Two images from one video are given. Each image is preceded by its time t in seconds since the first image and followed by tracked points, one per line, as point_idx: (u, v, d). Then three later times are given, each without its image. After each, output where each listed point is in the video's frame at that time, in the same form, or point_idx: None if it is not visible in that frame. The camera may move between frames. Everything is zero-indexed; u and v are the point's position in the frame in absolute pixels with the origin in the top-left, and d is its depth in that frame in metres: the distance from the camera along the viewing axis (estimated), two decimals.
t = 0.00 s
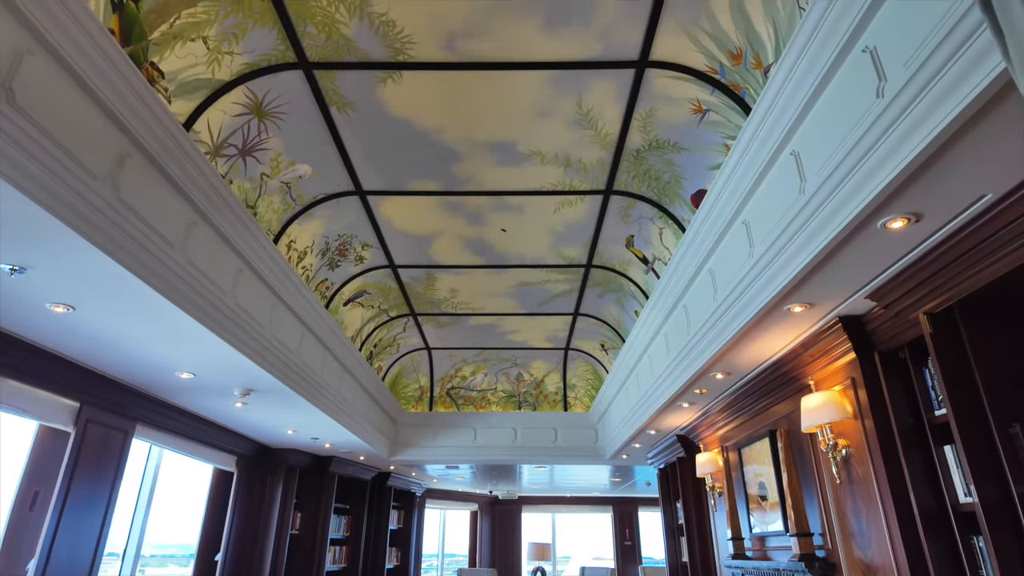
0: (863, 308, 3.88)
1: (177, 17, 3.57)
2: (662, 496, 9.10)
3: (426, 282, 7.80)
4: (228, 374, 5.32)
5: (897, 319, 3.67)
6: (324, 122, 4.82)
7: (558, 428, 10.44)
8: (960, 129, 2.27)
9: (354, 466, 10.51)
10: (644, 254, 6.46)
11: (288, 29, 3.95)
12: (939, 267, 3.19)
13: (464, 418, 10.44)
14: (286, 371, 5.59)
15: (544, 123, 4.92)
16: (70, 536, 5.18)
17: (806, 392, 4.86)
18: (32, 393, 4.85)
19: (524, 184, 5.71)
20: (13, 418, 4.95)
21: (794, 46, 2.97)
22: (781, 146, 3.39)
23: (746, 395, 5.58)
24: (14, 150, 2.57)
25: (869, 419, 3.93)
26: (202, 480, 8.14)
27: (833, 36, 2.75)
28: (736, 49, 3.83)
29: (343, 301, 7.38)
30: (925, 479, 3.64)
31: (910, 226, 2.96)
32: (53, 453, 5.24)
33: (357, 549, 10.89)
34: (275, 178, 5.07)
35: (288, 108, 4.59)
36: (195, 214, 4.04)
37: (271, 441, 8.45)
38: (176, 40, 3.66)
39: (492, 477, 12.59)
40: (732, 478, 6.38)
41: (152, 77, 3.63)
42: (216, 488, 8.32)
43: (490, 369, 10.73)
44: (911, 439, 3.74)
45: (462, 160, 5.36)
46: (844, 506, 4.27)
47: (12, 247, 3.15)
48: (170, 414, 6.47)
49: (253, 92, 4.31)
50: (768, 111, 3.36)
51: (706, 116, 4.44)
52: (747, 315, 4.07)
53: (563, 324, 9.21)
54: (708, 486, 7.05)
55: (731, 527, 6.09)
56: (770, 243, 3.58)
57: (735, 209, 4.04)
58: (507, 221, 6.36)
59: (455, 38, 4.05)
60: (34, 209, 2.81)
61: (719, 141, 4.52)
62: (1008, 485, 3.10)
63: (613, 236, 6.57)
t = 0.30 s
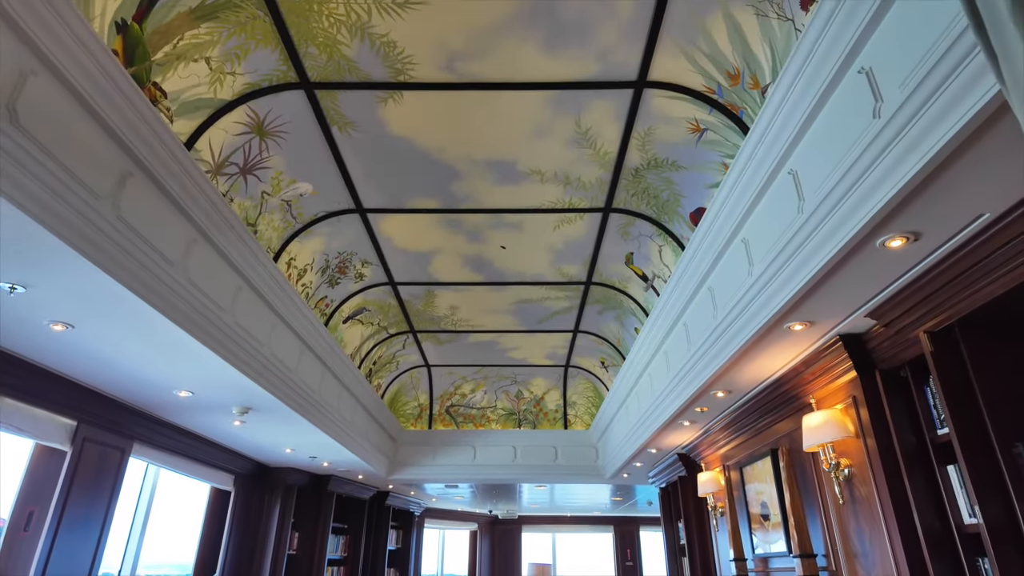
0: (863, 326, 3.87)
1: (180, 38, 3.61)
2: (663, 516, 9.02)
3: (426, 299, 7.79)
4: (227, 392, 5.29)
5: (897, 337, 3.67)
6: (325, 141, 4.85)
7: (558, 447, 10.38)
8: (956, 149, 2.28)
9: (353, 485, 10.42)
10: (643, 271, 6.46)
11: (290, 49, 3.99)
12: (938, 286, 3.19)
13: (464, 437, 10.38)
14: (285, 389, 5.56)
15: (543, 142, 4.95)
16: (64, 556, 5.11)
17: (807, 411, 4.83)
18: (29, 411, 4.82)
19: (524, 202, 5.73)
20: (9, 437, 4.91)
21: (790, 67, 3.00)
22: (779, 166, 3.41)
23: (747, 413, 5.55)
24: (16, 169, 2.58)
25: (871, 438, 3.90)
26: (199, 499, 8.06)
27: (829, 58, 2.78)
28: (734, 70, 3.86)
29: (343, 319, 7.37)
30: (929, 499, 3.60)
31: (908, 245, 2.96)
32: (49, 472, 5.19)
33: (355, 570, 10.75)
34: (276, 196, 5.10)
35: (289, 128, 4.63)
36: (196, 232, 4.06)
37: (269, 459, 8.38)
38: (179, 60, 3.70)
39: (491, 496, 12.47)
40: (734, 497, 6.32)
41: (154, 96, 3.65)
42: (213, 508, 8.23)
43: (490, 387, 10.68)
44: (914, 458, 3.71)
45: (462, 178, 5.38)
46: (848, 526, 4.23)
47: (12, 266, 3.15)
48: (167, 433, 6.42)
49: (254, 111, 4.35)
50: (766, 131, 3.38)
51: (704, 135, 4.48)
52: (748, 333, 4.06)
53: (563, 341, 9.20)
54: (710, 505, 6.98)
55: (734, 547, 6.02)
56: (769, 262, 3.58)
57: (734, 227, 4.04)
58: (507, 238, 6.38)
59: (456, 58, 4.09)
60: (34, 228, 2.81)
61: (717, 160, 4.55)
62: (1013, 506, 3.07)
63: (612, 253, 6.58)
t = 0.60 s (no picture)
0: (864, 347, 3.86)
1: (184, 62, 3.66)
2: (665, 538, 8.91)
3: (426, 319, 7.78)
4: (224, 413, 5.26)
5: (897, 358, 3.65)
6: (326, 162, 4.89)
7: (559, 468, 10.29)
8: (953, 172, 2.30)
9: (351, 507, 10.30)
10: (643, 291, 6.47)
11: (292, 73, 4.04)
12: (938, 307, 3.18)
13: (463, 458, 10.29)
14: (282, 411, 5.53)
15: (543, 163, 4.99)
16: None
17: (809, 432, 4.80)
18: (25, 433, 4.78)
19: (523, 222, 5.75)
20: (4, 458, 4.87)
21: (786, 90, 3.03)
22: (777, 188, 3.43)
23: (749, 434, 5.51)
24: (16, 191, 2.60)
25: (874, 460, 3.87)
26: (195, 522, 7.95)
27: (824, 83, 2.82)
28: (730, 93, 3.90)
29: (342, 338, 7.36)
30: (934, 523, 3.56)
31: (907, 266, 2.97)
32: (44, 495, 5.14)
33: None
34: (277, 217, 5.12)
35: (290, 149, 4.66)
36: (196, 253, 4.07)
37: (266, 481, 8.30)
38: (183, 84, 3.74)
39: (491, 518, 12.32)
40: (736, 520, 6.25)
41: (157, 119, 3.69)
42: (210, 531, 8.12)
43: (490, 407, 10.61)
44: (917, 481, 3.67)
45: (462, 199, 5.41)
46: (852, 550, 4.17)
47: (12, 287, 3.15)
48: (164, 454, 6.36)
49: (256, 133, 4.39)
50: (764, 153, 3.41)
51: (702, 157, 4.51)
52: (748, 354, 4.05)
53: (563, 361, 9.16)
54: (712, 528, 6.90)
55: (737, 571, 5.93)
56: (768, 283, 3.59)
57: (733, 247, 4.05)
58: (506, 258, 6.39)
59: (456, 82, 4.14)
60: (33, 249, 2.82)
61: (715, 182, 4.58)
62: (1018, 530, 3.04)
63: (612, 273, 6.59)
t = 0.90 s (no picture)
0: (865, 368, 3.85)
1: (187, 85, 3.70)
2: (667, 562, 8.79)
3: (425, 338, 7.76)
4: (222, 435, 5.22)
5: (899, 379, 3.64)
6: (327, 183, 4.92)
7: (559, 490, 10.19)
8: (950, 194, 2.31)
9: (349, 530, 10.17)
10: (643, 310, 6.46)
11: (294, 95, 4.09)
12: (938, 328, 3.18)
13: (463, 479, 10.19)
14: (280, 432, 5.49)
15: (542, 184, 5.02)
16: None
17: (811, 455, 4.76)
18: (20, 455, 4.74)
19: (523, 242, 5.77)
20: None
21: (783, 113, 3.06)
22: (775, 210, 3.45)
23: (751, 456, 5.46)
24: (18, 213, 2.61)
25: (877, 482, 3.83)
26: (191, 545, 7.83)
27: (820, 106, 2.84)
28: (728, 115, 3.94)
29: (341, 358, 7.34)
30: (940, 547, 3.51)
31: (906, 287, 2.97)
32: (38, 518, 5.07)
33: None
34: (277, 237, 5.14)
35: (292, 170, 4.69)
36: (197, 274, 4.08)
37: (263, 503, 8.20)
38: (186, 106, 3.78)
39: (491, 541, 12.16)
40: (739, 543, 6.16)
41: (160, 141, 3.73)
42: (206, 554, 7.98)
43: (490, 428, 10.53)
44: (921, 504, 3.63)
45: (462, 219, 5.44)
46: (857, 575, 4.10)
47: (11, 309, 3.14)
48: (161, 475, 6.30)
49: (258, 155, 4.43)
50: (761, 174, 3.43)
51: (701, 178, 4.54)
52: (749, 375, 4.03)
53: (564, 381, 9.12)
54: (715, 551, 6.80)
55: None
56: (768, 304, 3.59)
57: (733, 268, 4.06)
58: (506, 278, 6.40)
59: (457, 105, 4.18)
60: (33, 271, 2.81)
61: (713, 202, 4.60)
62: None
63: (612, 293, 6.59)
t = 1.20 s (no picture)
0: (867, 389, 3.83)
1: (190, 107, 3.73)
2: None
3: (425, 358, 7.73)
4: (219, 455, 5.17)
5: (901, 401, 3.62)
6: (328, 203, 4.94)
7: (560, 512, 10.08)
8: (948, 216, 2.32)
9: (346, 552, 10.03)
10: (643, 330, 6.46)
11: (296, 117, 4.13)
12: (939, 349, 3.17)
13: (462, 501, 10.09)
14: (279, 453, 5.44)
15: (542, 205, 5.04)
16: None
17: (814, 476, 4.71)
18: (15, 476, 4.69)
19: (523, 262, 5.78)
20: None
21: (780, 135, 3.08)
22: (774, 231, 3.47)
23: (753, 477, 5.41)
24: (19, 234, 2.61)
25: (881, 505, 3.79)
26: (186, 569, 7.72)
27: (818, 128, 2.86)
28: (726, 136, 3.97)
29: (340, 378, 7.31)
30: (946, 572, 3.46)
31: (906, 308, 2.97)
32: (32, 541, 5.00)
33: None
34: (278, 257, 5.15)
35: (293, 191, 4.72)
36: (196, 294, 4.08)
37: (260, 525, 8.10)
38: (188, 128, 3.81)
39: (491, 564, 11.99)
40: (742, 566, 6.08)
41: (161, 162, 3.75)
42: None
43: (490, 448, 10.45)
44: (926, 528, 3.59)
45: (462, 239, 5.45)
46: None
47: (10, 329, 3.14)
48: (157, 497, 6.23)
49: (259, 176, 4.45)
50: (760, 195, 3.44)
51: (699, 199, 4.57)
52: (750, 396, 4.01)
53: (564, 400, 9.07)
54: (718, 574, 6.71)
55: None
56: (768, 325, 3.58)
57: (732, 288, 4.06)
58: (506, 297, 6.40)
59: (457, 127, 4.22)
60: (32, 291, 2.81)
61: (712, 222, 4.62)
62: None
63: (612, 312, 6.58)
